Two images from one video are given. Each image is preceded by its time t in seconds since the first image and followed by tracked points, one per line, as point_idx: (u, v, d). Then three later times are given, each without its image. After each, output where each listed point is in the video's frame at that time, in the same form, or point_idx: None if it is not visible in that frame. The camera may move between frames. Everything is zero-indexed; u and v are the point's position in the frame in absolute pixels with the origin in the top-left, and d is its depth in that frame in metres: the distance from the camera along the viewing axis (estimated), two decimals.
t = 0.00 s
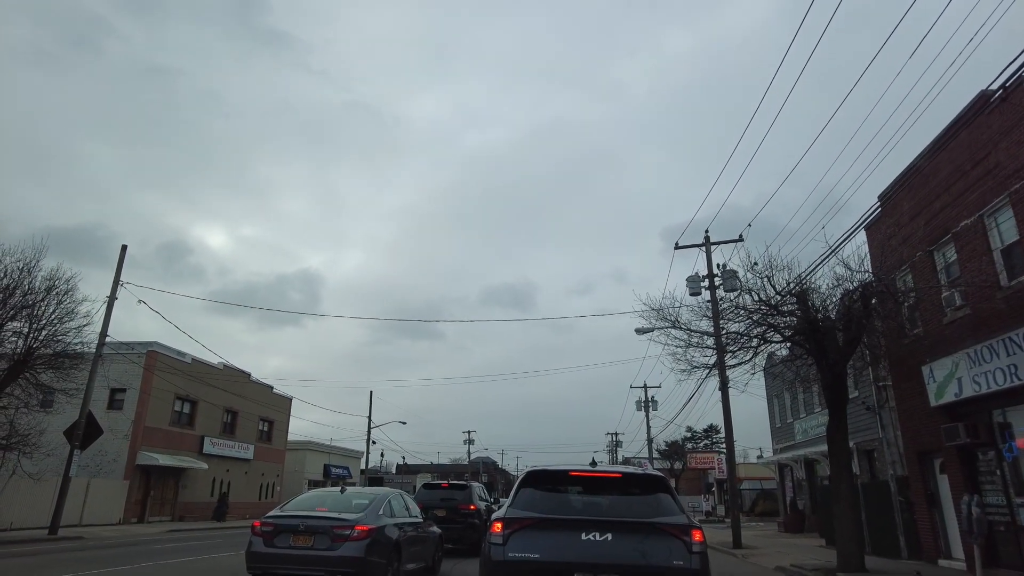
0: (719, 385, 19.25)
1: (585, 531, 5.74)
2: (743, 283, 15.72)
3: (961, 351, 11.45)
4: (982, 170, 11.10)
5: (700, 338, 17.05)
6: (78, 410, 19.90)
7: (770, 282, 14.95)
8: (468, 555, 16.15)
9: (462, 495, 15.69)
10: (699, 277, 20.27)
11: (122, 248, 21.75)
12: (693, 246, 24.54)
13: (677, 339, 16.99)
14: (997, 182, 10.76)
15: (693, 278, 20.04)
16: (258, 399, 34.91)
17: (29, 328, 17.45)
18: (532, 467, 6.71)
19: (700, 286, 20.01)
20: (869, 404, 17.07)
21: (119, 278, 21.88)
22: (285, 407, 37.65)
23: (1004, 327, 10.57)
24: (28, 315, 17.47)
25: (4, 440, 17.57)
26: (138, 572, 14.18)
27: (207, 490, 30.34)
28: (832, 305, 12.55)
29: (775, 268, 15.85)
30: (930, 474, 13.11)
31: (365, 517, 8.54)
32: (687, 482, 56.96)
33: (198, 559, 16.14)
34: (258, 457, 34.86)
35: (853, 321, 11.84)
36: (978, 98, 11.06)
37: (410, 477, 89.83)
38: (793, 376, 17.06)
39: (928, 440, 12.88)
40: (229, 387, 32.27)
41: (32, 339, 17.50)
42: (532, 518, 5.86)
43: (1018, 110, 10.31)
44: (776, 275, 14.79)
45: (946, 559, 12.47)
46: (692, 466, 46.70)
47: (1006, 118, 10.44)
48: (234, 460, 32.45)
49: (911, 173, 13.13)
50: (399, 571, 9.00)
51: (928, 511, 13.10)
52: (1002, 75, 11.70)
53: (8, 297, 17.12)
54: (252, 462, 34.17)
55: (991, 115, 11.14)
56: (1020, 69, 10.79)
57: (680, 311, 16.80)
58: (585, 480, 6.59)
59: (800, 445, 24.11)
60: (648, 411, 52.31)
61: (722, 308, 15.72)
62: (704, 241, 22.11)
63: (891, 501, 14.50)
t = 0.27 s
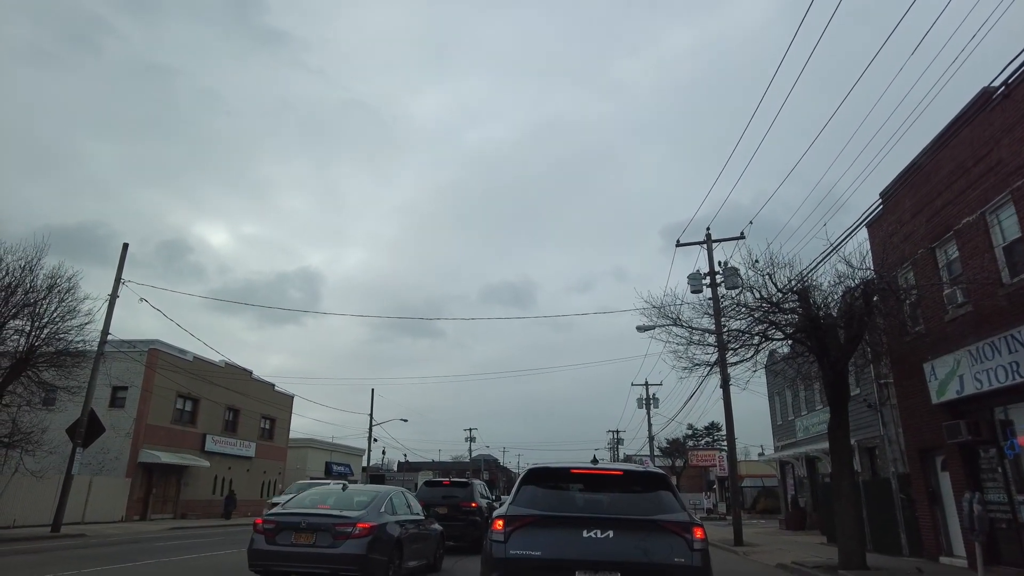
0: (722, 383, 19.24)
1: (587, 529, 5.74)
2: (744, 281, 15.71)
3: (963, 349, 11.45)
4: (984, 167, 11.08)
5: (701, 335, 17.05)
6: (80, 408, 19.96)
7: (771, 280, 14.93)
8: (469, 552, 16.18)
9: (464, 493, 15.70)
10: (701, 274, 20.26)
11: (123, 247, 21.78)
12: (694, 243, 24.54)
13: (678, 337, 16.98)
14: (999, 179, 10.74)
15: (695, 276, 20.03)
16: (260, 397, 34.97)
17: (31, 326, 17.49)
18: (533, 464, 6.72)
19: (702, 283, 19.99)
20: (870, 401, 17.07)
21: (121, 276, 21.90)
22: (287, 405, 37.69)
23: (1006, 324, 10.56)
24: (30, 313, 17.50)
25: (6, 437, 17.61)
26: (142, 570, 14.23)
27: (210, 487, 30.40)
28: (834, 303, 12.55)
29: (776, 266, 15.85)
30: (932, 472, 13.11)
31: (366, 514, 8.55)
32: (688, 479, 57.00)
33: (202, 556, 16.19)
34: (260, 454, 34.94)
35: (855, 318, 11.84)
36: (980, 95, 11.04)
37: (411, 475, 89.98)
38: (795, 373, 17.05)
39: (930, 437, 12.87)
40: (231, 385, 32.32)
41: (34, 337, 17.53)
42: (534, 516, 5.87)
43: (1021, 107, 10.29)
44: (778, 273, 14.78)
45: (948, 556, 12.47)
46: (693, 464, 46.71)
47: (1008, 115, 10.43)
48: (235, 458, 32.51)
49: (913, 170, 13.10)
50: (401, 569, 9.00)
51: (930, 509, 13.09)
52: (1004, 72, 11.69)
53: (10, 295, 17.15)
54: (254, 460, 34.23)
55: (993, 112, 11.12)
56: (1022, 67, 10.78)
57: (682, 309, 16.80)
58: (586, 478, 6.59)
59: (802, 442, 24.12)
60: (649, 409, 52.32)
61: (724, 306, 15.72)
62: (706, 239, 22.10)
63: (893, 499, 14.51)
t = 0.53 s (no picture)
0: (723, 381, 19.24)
1: (588, 527, 5.74)
2: (746, 278, 15.69)
3: (964, 346, 11.44)
4: (986, 165, 11.06)
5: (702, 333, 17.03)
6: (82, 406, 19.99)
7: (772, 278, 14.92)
8: (470, 550, 16.19)
9: (465, 490, 15.71)
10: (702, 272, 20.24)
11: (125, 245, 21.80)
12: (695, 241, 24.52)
13: (680, 334, 16.96)
14: (1001, 177, 10.72)
15: (696, 273, 20.00)
16: (261, 395, 35.00)
17: (32, 325, 17.51)
18: (534, 461, 6.72)
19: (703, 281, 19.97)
20: (872, 399, 17.06)
21: (122, 274, 21.92)
22: (288, 403, 37.73)
23: (1007, 322, 10.55)
24: (31, 311, 17.51)
25: (8, 436, 17.64)
26: (144, 567, 14.24)
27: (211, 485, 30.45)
28: (835, 300, 12.54)
29: (778, 263, 15.83)
30: (933, 469, 13.11)
31: (368, 512, 8.56)
32: (689, 477, 57.02)
33: (204, 553, 16.24)
34: (262, 453, 34.97)
35: (856, 316, 11.83)
36: (982, 92, 11.03)
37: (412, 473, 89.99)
38: (796, 371, 17.03)
39: (931, 434, 12.86)
40: (233, 383, 32.35)
41: (36, 336, 17.55)
42: (535, 514, 5.87)
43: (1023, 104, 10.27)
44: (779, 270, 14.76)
45: (949, 554, 12.47)
46: (694, 462, 46.71)
47: (1010, 112, 10.41)
48: (237, 456, 32.55)
49: (914, 168, 13.08)
50: (402, 566, 9.01)
51: (932, 506, 13.08)
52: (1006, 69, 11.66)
53: (11, 293, 17.15)
54: (255, 458, 34.26)
55: (995, 110, 11.10)
56: None
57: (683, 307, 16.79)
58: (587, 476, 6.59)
59: (803, 440, 24.10)
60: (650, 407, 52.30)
61: (725, 304, 15.70)
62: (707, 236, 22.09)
63: (894, 497, 14.51)
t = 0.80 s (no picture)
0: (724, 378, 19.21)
1: (589, 525, 5.71)
2: (747, 275, 15.65)
3: (967, 344, 11.40)
4: (989, 161, 11.02)
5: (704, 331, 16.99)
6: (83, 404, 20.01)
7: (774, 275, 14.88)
8: (471, 548, 16.20)
9: (466, 488, 15.70)
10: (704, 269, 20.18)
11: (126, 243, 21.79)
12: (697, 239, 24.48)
13: (681, 332, 16.93)
14: (1004, 174, 10.68)
15: (698, 271, 19.95)
16: (262, 393, 35.02)
17: (34, 323, 17.52)
18: (535, 458, 6.69)
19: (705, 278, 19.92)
20: (873, 397, 17.03)
21: (123, 272, 21.92)
22: (290, 401, 37.74)
23: (1010, 319, 10.51)
24: (32, 309, 17.52)
25: (9, 433, 17.67)
26: (145, 564, 14.27)
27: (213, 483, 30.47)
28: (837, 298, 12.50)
29: (780, 260, 15.78)
30: (935, 467, 13.09)
31: (369, 510, 8.54)
32: (690, 475, 57.03)
33: (205, 551, 16.25)
34: (263, 450, 35.00)
35: (858, 313, 11.80)
36: (985, 88, 10.97)
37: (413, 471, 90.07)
38: (798, 368, 17.00)
39: (933, 432, 12.83)
40: (234, 381, 32.36)
41: (37, 333, 17.56)
42: (536, 512, 5.85)
43: None
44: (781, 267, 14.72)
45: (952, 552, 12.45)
46: (695, 460, 46.71)
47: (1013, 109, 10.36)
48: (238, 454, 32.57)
49: (917, 165, 13.04)
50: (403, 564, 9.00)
51: (933, 504, 13.06)
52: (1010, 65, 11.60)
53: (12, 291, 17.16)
54: (257, 456, 34.29)
55: (998, 106, 11.06)
56: None
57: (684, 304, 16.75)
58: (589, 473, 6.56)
59: (804, 438, 24.07)
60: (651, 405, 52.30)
61: (727, 301, 15.67)
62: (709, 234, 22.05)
63: (896, 495, 14.50)
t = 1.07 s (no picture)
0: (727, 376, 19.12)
1: (589, 522, 5.65)
2: (748, 273, 15.58)
3: (971, 341, 11.32)
4: (993, 157, 10.94)
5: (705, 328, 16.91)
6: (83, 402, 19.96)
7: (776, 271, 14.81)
8: (472, 545, 16.16)
9: (467, 486, 15.66)
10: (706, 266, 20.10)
11: (125, 241, 21.75)
12: (698, 235, 24.43)
13: (682, 329, 16.85)
14: (1008, 169, 10.59)
15: (699, 267, 19.87)
16: (263, 391, 34.99)
17: (33, 320, 17.48)
18: (536, 456, 6.63)
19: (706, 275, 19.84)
20: (875, 394, 16.98)
21: (123, 269, 21.87)
22: (291, 399, 37.73)
23: (1014, 315, 10.43)
24: (31, 307, 17.46)
25: (9, 431, 17.62)
26: (145, 562, 14.23)
27: (213, 481, 30.45)
28: (839, 294, 12.43)
29: (782, 257, 15.72)
30: (938, 465, 13.02)
31: (368, 507, 8.48)
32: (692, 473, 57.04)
33: (206, 549, 16.23)
34: (264, 448, 34.99)
35: (861, 310, 11.72)
36: (989, 82, 10.90)
37: (414, 469, 90.26)
38: (800, 366, 16.94)
39: (937, 429, 12.74)
40: (234, 379, 32.31)
41: (35, 331, 17.50)
42: (535, 510, 5.79)
43: None
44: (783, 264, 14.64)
45: (955, 550, 12.39)
46: (696, 458, 46.67)
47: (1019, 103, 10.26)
48: (239, 451, 32.54)
49: (920, 160, 12.94)
50: (404, 560, 8.95)
51: (936, 501, 12.99)
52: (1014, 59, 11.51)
53: (12, 288, 17.10)
54: (257, 454, 34.28)
55: (1003, 101, 10.97)
56: None
57: (685, 300, 16.69)
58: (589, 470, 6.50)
59: (806, 435, 24.02)
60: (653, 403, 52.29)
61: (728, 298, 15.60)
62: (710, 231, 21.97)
63: (899, 492, 14.44)
